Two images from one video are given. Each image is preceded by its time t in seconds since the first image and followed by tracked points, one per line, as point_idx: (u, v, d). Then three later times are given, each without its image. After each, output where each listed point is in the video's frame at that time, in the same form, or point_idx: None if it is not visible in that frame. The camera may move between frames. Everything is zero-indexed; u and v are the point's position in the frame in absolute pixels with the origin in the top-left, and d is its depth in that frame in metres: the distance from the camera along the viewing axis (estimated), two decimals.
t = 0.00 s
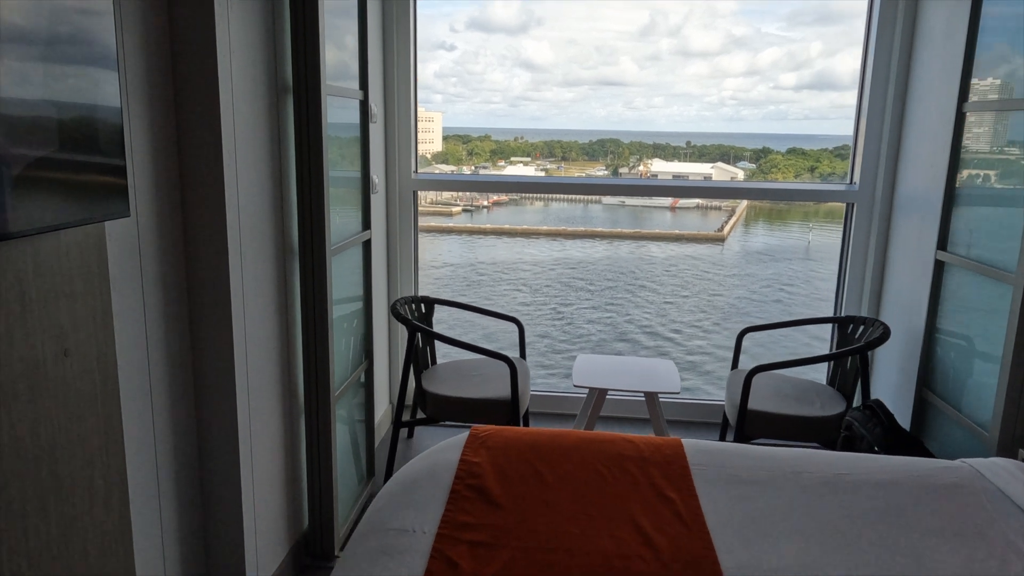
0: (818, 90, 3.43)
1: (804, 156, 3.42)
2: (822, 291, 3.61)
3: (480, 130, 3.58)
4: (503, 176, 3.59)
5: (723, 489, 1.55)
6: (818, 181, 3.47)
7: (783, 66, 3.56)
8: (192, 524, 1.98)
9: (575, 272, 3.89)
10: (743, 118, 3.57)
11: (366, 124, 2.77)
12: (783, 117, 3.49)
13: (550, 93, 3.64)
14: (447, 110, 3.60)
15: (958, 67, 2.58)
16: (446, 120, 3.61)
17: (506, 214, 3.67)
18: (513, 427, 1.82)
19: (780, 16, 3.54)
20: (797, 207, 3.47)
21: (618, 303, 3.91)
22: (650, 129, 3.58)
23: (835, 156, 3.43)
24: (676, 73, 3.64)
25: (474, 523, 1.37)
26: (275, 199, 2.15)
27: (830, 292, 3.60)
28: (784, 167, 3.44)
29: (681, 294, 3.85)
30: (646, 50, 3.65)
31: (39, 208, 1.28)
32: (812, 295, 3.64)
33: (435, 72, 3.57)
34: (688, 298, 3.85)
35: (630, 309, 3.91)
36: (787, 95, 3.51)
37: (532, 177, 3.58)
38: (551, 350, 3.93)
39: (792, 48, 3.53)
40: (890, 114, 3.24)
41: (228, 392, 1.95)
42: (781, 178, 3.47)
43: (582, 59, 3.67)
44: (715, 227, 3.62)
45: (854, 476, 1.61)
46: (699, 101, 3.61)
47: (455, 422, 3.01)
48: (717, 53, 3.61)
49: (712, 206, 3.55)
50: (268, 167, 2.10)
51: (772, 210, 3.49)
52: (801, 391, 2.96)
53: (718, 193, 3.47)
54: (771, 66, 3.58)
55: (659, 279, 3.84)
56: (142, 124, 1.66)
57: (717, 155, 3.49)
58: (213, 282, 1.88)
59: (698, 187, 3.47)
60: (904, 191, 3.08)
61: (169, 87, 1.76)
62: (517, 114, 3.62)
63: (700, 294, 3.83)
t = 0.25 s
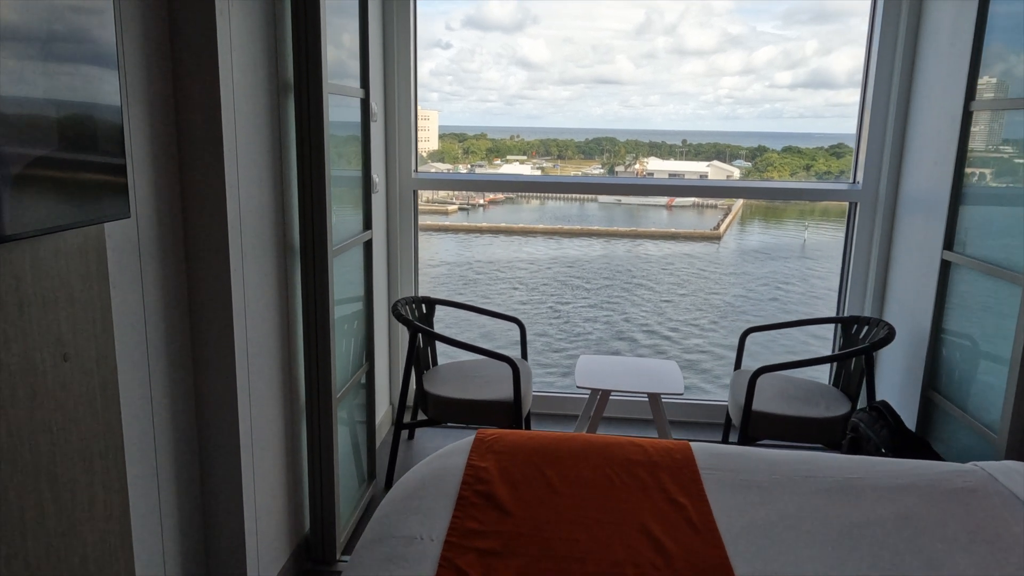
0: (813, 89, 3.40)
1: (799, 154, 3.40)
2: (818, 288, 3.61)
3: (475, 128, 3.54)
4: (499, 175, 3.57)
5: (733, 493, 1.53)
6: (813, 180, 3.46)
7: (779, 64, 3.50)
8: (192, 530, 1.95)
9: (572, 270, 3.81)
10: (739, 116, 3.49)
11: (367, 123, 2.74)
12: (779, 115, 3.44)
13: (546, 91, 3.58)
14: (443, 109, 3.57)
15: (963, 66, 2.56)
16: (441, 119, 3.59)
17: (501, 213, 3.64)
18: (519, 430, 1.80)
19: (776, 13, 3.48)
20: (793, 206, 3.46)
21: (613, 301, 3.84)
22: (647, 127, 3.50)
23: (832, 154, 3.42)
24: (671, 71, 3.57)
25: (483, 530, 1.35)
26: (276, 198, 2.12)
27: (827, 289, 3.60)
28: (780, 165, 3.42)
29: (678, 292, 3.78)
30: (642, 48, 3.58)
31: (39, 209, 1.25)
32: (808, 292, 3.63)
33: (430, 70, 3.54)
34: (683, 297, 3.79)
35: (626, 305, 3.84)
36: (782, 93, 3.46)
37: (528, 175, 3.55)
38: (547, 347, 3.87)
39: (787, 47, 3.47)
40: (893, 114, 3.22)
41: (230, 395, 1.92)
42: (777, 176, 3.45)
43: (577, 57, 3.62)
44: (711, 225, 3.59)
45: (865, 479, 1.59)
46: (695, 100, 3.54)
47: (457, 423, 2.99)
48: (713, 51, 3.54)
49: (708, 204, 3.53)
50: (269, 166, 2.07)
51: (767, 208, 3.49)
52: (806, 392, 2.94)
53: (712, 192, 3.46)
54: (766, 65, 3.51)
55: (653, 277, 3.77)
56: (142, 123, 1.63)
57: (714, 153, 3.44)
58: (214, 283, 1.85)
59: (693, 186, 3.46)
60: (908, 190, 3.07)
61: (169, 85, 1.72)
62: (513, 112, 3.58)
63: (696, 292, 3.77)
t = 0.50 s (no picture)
0: (810, 88, 3.39)
1: (796, 152, 3.39)
2: (815, 287, 3.60)
3: (473, 127, 3.53)
4: (497, 174, 3.55)
5: (738, 496, 1.52)
6: (810, 180, 3.45)
7: (776, 63, 3.47)
8: (191, 533, 1.93)
9: (569, 270, 3.79)
10: (737, 115, 3.47)
11: (367, 122, 2.73)
12: (776, 114, 3.43)
13: (544, 91, 3.57)
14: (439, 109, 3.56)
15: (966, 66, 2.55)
16: (439, 118, 3.57)
17: (499, 212, 3.62)
18: (522, 433, 1.79)
19: (773, 13, 3.45)
20: (789, 205, 3.46)
21: (610, 300, 3.82)
22: (644, 126, 3.48)
23: (828, 153, 3.41)
24: (668, 70, 3.55)
25: (486, 535, 1.34)
26: (276, 198, 2.11)
27: (825, 287, 3.59)
28: (777, 164, 3.42)
29: (674, 292, 3.76)
30: (639, 47, 3.56)
31: (36, 208, 1.24)
32: (806, 291, 3.63)
33: (427, 69, 3.52)
34: (679, 297, 3.77)
35: (622, 305, 3.82)
36: (779, 92, 3.45)
37: (526, 174, 3.54)
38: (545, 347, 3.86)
39: (784, 46, 3.45)
40: (894, 113, 3.22)
41: (230, 397, 1.90)
42: (774, 176, 3.44)
43: (575, 56, 3.59)
44: (708, 224, 3.58)
45: (870, 482, 1.58)
46: (692, 99, 3.52)
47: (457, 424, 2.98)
48: (711, 50, 3.52)
49: (706, 203, 3.51)
50: (269, 165, 2.05)
51: (765, 207, 3.48)
52: (807, 393, 2.94)
53: (708, 192, 3.46)
54: (763, 64, 3.48)
55: (648, 275, 3.74)
56: (141, 124, 1.61)
57: (711, 152, 3.42)
58: (213, 284, 1.83)
59: (689, 186, 3.45)
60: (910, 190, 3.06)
61: (168, 85, 1.71)
62: (510, 111, 3.57)
63: (692, 291, 3.75)
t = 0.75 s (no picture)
0: (804, 87, 3.38)
1: (791, 151, 3.36)
2: (810, 285, 3.60)
3: (467, 125, 3.50)
4: (492, 173, 3.53)
5: (747, 502, 1.50)
6: (805, 178, 3.42)
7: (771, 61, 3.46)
8: (190, 538, 1.90)
9: (565, 267, 3.78)
10: (731, 114, 3.43)
11: (366, 121, 2.70)
12: (770, 112, 3.37)
13: (539, 89, 3.54)
14: (433, 107, 3.53)
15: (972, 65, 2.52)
16: (434, 116, 3.53)
17: (494, 210, 3.60)
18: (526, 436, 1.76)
19: (768, 11, 3.45)
20: (784, 203, 3.44)
21: (606, 298, 3.82)
22: (638, 125, 3.47)
23: (822, 151, 3.39)
24: (663, 68, 3.53)
25: (492, 544, 1.32)
26: (276, 198, 2.08)
27: (822, 286, 3.59)
28: (772, 162, 3.39)
29: (670, 289, 3.76)
30: (634, 45, 3.54)
31: (30, 208, 1.21)
32: (801, 289, 3.62)
33: (423, 67, 3.49)
34: (675, 296, 3.77)
35: (619, 303, 3.82)
36: (773, 90, 3.42)
37: (521, 173, 3.50)
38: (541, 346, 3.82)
39: (779, 44, 3.44)
40: (896, 112, 3.20)
41: (229, 401, 1.87)
42: (770, 174, 3.42)
43: (570, 54, 3.57)
44: (703, 222, 3.56)
45: (879, 486, 1.57)
46: (687, 97, 3.49)
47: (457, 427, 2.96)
48: (705, 48, 3.50)
49: (701, 202, 3.49)
50: (268, 165, 2.02)
51: (760, 206, 3.46)
52: (810, 394, 2.92)
53: (703, 191, 3.43)
54: (758, 62, 3.48)
55: (645, 275, 3.74)
56: (138, 124, 1.58)
57: (706, 151, 3.39)
58: (212, 286, 1.80)
59: (685, 186, 3.43)
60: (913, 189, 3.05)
61: (166, 85, 1.68)
62: (505, 110, 3.51)
63: (688, 289, 3.76)
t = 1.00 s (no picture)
0: (798, 84, 3.36)
1: (785, 149, 3.35)
2: (804, 283, 3.58)
3: (462, 124, 3.47)
4: (486, 171, 3.52)
5: (753, 507, 1.48)
6: (799, 176, 3.40)
7: (765, 59, 3.41)
8: (186, 544, 1.87)
9: (561, 265, 3.75)
10: (725, 112, 3.40)
11: (363, 120, 2.66)
12: (764, 110, 3.38)
13: (533, 87, 3.49)
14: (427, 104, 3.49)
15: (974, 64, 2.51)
16: (427, 114, 3.50)
17: (489, 209, 3.59)
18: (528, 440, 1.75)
19: (762, 8, 3.39)
20: (777, 201, 3.43)
21: (601, 296, 3.79)
22: (634, 124, 3.42)
23: (816, 149, 3.36)
24: (658, 67, 3.48)
25: (497, 551, 1.30)
26: (272, 199, 2.05)
27: (817, 285, 3.57)
28: (766, 161, 3.37)
29: (666, 288, 3.74)
30: (628, 43, 3.47)
31: (29, 208, 1.19)
32: (795, 286, 3.61)
33: (417, 65, 3.45)
34: (671, 295, 3.75)
35: (613, 301, 3.79)
36: (767, 89, 3.39)
37: (515, 171, 3.49)
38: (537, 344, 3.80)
39: (772, 42, 3.39)
40: (896, 112, 3.19)
41: (225, 404, 1.84)
42: (762, 173, 3.40)
43: (565, 52, 3.50)
44: (698, 221, 3.55)
45: (886, 490, 1.55)
46: (681, 95, 3.45)
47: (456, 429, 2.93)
48: (699, 46, 3.45)
49: (695, 200, 3.48)
50: (265, 164, 1.99)
51: (753, 204, 3.45)
52: (810, 394, 2.91)
53: (698, 190, 3.42)
54: (752, 60, 3.42)
55: (637, 271, 3.71)
56: (133, 124, 1.55)
57: (700, 149, 3.37)
58: (209, 288, 1.77)
59: (680, 185, 3.42)
60: (913, 188, 3.04)
61: (162, 83, 1.65)
62: (500, 107, 3.46)
63: (682, 284, 3.72)
